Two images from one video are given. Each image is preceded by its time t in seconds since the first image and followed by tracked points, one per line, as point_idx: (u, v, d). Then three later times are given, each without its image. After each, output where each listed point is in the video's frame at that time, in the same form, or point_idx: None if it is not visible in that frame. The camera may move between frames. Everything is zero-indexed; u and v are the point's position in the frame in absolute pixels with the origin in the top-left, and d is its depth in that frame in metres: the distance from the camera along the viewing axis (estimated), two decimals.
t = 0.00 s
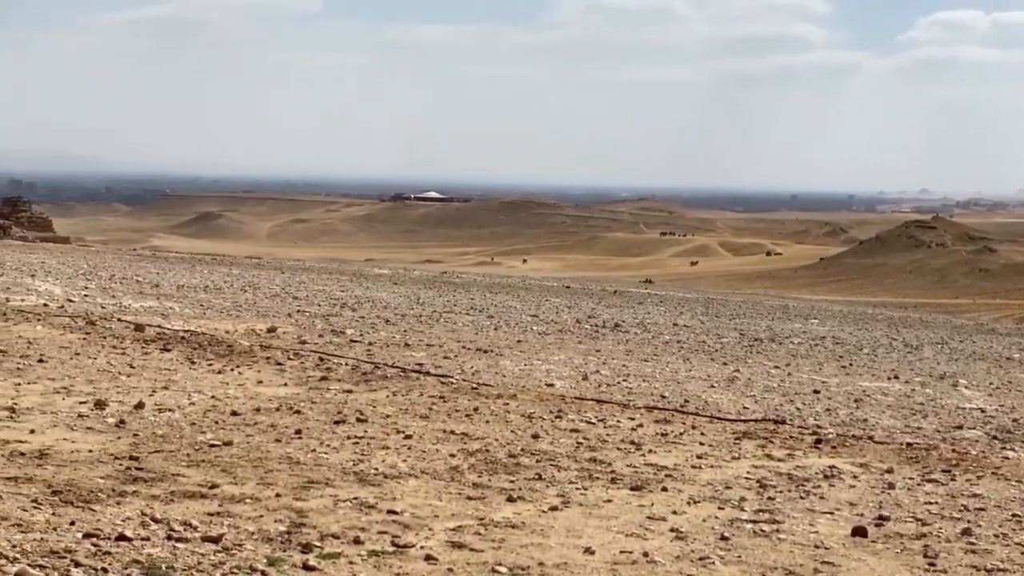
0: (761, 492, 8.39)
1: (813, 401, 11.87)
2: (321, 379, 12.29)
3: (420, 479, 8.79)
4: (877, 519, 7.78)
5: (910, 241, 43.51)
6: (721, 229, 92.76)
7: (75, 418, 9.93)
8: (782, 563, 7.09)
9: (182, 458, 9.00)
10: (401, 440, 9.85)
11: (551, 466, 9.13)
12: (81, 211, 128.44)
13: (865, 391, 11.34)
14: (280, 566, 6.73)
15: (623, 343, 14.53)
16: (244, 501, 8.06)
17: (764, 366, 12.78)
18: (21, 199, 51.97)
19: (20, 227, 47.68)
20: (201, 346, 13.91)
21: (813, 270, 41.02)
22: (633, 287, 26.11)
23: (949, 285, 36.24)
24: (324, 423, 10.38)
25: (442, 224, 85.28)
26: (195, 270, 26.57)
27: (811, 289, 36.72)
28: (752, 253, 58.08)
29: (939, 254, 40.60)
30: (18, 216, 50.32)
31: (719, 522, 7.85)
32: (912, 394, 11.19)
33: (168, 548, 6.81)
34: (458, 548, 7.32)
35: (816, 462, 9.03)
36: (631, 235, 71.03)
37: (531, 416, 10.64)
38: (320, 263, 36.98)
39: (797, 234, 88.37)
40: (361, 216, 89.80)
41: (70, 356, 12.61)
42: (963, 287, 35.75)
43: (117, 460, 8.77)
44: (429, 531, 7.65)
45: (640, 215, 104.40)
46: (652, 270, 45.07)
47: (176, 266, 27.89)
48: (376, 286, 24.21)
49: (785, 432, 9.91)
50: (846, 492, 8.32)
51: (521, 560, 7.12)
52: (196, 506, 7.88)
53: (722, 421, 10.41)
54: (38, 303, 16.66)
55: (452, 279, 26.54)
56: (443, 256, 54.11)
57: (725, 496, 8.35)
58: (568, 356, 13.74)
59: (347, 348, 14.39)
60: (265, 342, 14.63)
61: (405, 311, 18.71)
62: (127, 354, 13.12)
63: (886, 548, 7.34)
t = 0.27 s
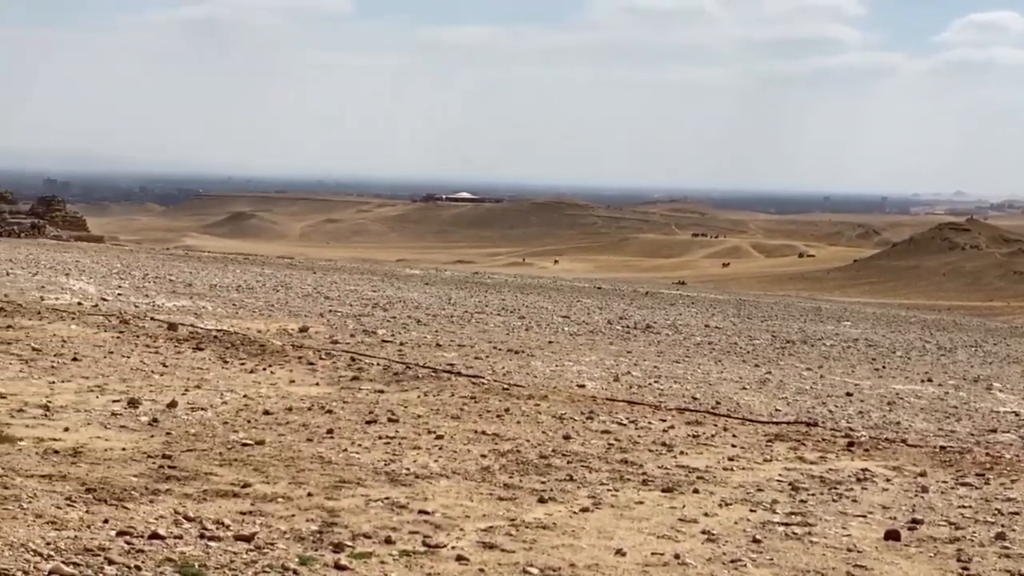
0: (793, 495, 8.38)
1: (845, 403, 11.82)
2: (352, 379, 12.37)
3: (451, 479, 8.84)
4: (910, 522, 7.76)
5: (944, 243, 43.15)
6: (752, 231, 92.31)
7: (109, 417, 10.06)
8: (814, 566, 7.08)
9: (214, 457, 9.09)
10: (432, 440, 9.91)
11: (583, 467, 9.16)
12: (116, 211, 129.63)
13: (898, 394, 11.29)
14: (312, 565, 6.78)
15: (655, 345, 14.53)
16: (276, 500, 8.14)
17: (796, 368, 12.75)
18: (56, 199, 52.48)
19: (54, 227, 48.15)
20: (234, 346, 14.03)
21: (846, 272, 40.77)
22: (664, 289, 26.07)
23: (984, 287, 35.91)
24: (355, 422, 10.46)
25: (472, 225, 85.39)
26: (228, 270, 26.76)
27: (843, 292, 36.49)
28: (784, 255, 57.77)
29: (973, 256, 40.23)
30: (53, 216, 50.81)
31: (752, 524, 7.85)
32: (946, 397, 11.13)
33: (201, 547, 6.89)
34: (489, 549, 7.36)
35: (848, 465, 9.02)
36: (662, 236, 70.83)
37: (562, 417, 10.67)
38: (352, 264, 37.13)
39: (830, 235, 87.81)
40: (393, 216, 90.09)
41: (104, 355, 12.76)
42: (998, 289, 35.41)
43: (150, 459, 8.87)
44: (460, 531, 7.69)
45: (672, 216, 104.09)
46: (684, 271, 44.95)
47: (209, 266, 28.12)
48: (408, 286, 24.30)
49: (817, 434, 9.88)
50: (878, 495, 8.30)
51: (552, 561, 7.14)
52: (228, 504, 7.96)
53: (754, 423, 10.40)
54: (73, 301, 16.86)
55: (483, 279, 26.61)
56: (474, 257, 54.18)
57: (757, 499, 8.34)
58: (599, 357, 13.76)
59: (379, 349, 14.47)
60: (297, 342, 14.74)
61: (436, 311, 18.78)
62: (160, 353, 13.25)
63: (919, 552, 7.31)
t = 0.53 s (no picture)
0: (827, 498, 8.38)
1: (880, 406, 11.79)
2: (386, 380, 12.46)
3: (485, 480, 8.90)
4: (946, 526, 7.74)
5: (981, 246, 42.77)
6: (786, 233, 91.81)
7: (145, 415, 10.20)
8: (849, 569, 7.08)
9: (249, 456, 9.20)
10: (466, 441, 9.98)
11: (616, 469, 9.20)
12: (152, 211, 130.89)
13: (934, 397, 11.25)
14: (347, 564, 6.86)
15: (688, 347, 14.53)
16: (311, 499, 8.23)
17: (830, 371, 12.71)
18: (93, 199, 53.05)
19: (91, 228, 48.66)
20: (268, 346, 14.18)
21: (881, 275, 40.50)
22: (698, 291, 26.05)
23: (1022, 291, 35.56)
24: (389, 423, 10.55)
25: (505, 227, 85.50)
26: (263, 270, 26.99)
27: (878, 295, 36.25)
28: (818, 257, 57.44)
29: (1011, 259, 39.84)
30: (90, 216, 51.38)
31: (786, 527, 7.86)
32: (982, 401, 11.08)
33: (236, 545, 6.99)
34: (523, 550, 7.41)
35: (883, 469, 9.00)
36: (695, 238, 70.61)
37: (595, 418, 10.72)
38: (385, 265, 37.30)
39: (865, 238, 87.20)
40: (426, 218, 90.37)
41: (141, 354, 12.93)
42: None
43: (186, 458, 9.00)
44: (493, 532, 7.75)
45: (705, 218, 103.74)
46: (717, 273, 44.81)
47: (244, 266, 28.35)
48: (441, 287, 24.41)
49: (852, 437, 9.87)
50: (914, 499, 8.29)
51: (585, 562, 7.18)
52: (263, 503, 8.06)
53: (788, 426, 10.39)
54: (110, 301, 17.08)
55: (516, 281, 26.69)
56: (507, 258, 54.26)
57: (791, 502, 8.35)
58: (632, 359, 13.78)
59: (412, 349, 14.57)
60: (331, 342, 14.87)
61: (470, 312, 18.87)
62: (196, 353, 13.41)
63: (955, 556, 7.30)
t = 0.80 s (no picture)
0: (864, 502, 8.37)
1: (918, 410, 11.73)
2: (422, 381, 12.55)
3: (520, 481, 8.96)
4: (985, 532, 7.71)
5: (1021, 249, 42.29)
6: (823, 236, 91.20)
7: (183, 415, 10.34)
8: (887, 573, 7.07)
9: (286, 457, 9.31)
10: (501, 442, 10.04)
11: (652, 472, 9.22)
12: (190, 212, 132.14)
13: (972, 402, 11.18)
14: (383, 565, 6.94)
15: (724, 350, 14.52)
16: (347, 500, 8.31)
17: (868, 375, 12.66)
18: (131, 199, 53.62)
19: (130, 229, 49.19)
20: (304, 346, 14.32)
21: (919, 279, 40.17)
22: (734, 293, 25.96)
23: None
24: (425, 424, 10.63)
25: (540, 229, 85.53)
26: (300, 272, 27.20)
27: (916, 298, 35.95)
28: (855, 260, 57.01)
29: None
30: (128, 217, 51.99)
31: (823, 531, 7.85)
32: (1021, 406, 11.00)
33: (273, 545, 7.08)
34: (558, 552, 7.45)
35: (921, 473, 8.98)
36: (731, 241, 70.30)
37: (631, 421, 10.74)
38: (420, 266, 37.46)
39: (903, 241, 86.47)
40: (461, 220, 90.60)
41: (178, 355, 13.10)
42: None
43: (223, 458, 9.11)
44: (529, 534, 7.80)
45: (741, 221, 103.26)
46: (753, 276, 44.61)
47: (281, 267, 28.57)
48: (476, 289, 24.50)
49: (889, 441, 9.85)
50: (952, 504, 8.26)
51: (621, 565, 7.21)
52: (299, 503, 8.16)
53: (825, 429, 10.38)
54: (148, 302, 17.30)
55: (551, 283, 26.73)
56: (542, 260, 54.31)
57: (828, 506, 8.35)
58: (668, 362, 13.79)
59: (448, 351, 14.65)
60: (367, 344, 14.98)
61: (505, 314, 18.93)
62: (233, 354, 13.57)
63: (994, 562, 7.26)
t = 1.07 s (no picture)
0: (902, 507, 8.37)
1: (957, 415, 11.70)
2: (458, 383, 12.65)
3: (557, 483, 9.03)
4: None
5: None
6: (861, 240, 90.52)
7: (221, 416, 10.51)
8: None
9: (324, 457, 9.44)
10: (538, 444, 10.12)
11: (689, 475, 9.27)
12: (227, 214, 133.56)
13: (1012, 407, 11.14)
14: (420, 565, 7.04)
15: (761, 353, 14.52)
16: (384, 501, 8.43)
17: (906, 379, 12.64)
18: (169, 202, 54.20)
19: (168, 231, 49.71)
20: (341, 348, 14.47)
21: (959, 283, 39.84)
22: (771, 297, 25.90)
23: None
24: (461, 426, 10.74)
25: (575, 232, 85.53)
26: (337, 274, 27.44)
27: (956, 303, 35.66)
28: (894, 264, 56.56)
29: None
30: (166, 219, 52.57)
31: (861, 536, 7.87)
32: None
33: (311, 545, 7.20)
34: (595, 554, 7.52)
35: (960, 478, 8.97)
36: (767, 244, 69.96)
37: (667, 424, 10.79)
38: (456, 270, 37.62)
39: (942, 245, 85.67)
40: (496, 222, 90.76)
41: (217, 356, 13.29)
42: None
43: (261, 458, 9.26)
44: (565, 536, 7.87)
45: (777, 224, 102.72)
46: (790, 279, 44.38)
47: (318, 269, 28.80)
48: (512, 291, 24.59)
49: (928, 446, 9.84)
50: (992, 509, 8.25)
51: (658, 567, 7.27)
52: (337, 504, 8.28)
53: (862, 433, 10.38)
54: (187, 303, 17.54)
55: (587, 285, 26.79)
56: (578, 263, 54.31)
57: (866, 510, 8.36)
58: (704, 365, 13.82)
59: (483, 353, 14.76)
60: (404, 345, 15.12)
61: (541, 317, 19.02)
62: (271, 355, 13.75)
63: None
